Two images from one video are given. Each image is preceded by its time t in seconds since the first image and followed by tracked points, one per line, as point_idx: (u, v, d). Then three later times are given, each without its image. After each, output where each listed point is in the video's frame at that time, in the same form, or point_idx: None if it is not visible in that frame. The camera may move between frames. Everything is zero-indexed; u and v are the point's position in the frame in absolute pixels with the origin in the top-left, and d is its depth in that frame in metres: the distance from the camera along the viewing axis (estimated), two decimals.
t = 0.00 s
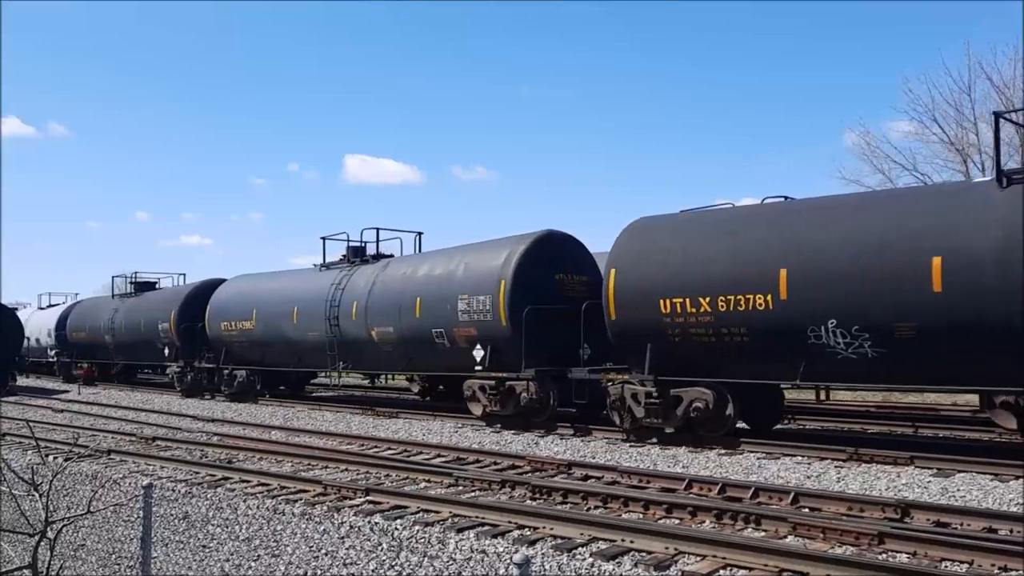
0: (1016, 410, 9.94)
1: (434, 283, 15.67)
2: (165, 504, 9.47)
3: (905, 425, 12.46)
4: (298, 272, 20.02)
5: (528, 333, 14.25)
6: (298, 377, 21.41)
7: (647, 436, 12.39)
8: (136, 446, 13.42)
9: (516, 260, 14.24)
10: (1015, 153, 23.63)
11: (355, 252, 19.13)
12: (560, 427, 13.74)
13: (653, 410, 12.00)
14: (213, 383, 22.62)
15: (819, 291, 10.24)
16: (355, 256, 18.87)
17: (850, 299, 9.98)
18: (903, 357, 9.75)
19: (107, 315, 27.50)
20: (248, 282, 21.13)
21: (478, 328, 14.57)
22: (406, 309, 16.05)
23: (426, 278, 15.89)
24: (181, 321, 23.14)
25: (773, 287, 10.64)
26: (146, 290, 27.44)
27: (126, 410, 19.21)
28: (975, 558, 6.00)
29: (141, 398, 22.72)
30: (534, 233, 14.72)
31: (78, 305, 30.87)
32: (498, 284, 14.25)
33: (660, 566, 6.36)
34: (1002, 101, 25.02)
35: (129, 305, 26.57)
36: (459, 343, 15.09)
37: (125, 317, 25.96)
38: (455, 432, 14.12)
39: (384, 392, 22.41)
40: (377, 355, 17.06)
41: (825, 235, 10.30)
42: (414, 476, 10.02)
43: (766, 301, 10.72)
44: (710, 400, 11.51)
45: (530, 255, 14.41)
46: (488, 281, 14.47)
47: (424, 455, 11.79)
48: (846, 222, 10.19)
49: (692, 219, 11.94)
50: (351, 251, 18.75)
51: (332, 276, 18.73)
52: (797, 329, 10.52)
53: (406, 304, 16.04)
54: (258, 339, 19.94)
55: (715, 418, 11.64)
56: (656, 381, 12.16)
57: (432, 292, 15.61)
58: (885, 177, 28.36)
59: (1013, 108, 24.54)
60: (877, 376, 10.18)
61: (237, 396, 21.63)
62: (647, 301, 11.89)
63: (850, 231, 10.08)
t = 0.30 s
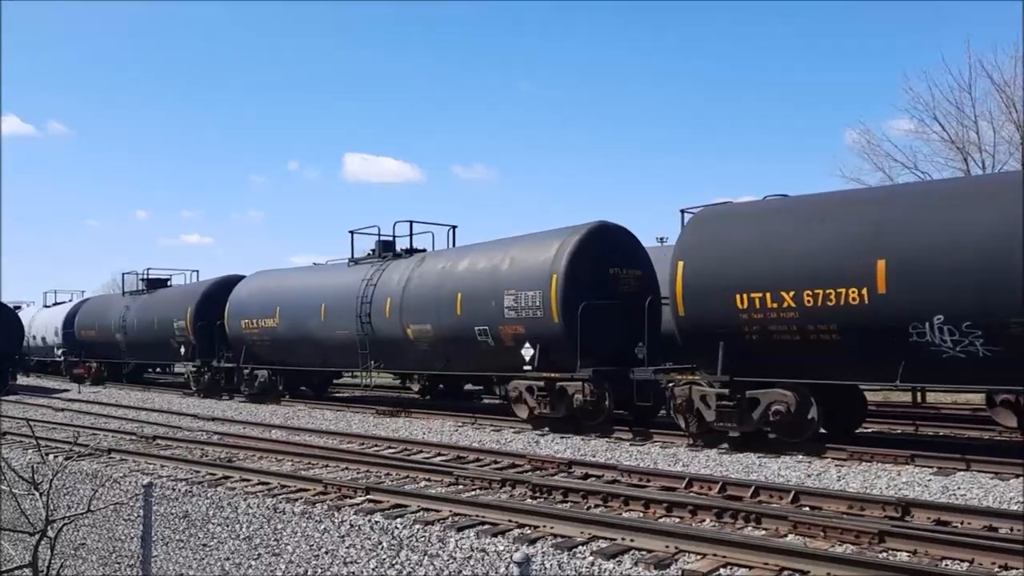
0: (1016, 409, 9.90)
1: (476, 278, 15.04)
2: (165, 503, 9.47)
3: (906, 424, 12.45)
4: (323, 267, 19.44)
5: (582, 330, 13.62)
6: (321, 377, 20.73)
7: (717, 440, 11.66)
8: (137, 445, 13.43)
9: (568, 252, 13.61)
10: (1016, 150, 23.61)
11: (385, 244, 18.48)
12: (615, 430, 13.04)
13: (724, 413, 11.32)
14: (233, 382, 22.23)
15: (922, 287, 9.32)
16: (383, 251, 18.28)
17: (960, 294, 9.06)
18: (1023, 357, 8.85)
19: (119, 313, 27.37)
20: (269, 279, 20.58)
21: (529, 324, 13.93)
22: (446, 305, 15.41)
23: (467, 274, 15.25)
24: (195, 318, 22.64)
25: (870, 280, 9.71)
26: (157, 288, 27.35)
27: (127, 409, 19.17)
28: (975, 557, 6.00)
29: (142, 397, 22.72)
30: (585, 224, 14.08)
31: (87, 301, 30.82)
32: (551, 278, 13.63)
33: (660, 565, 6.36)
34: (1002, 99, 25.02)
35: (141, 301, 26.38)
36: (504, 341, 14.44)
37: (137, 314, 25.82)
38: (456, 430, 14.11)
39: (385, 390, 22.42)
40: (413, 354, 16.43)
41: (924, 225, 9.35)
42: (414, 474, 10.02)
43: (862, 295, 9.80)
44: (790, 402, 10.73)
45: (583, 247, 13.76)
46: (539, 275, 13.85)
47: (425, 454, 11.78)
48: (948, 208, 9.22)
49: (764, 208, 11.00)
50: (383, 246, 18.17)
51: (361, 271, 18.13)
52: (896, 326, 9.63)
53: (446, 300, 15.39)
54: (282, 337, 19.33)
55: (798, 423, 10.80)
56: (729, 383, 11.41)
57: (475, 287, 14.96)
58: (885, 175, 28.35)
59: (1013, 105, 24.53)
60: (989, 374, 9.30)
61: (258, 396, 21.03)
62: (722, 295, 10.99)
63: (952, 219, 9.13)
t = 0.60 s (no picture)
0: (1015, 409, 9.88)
1: (525, 273, 14.37)
2: (165, 502, 9.47)
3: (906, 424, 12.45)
4: (357, 263, 18.82)
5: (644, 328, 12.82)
6: (347, 377, 20.06)
7: (797, 447, 10.91)
8: (137, 444, 13.44)
9: (628, 246, 12.87)
10: (1016, 150, 23.61)
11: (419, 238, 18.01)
12: (679, 436, 12.29)
13: (808, 418, 10.49)
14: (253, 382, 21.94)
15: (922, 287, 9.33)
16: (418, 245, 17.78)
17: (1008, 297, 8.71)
18: None
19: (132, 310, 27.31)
20: (294, 276, 20.04)
21: (585, 322, 13.22)
22: (492, 302, 14.79)
23: (514, 268, 14.60)
24: (214, 317, 22.39)
25: (984, 273, 8.85)
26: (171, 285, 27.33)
27: (127, 409, 19.13)
28: (976, 556, 6.01)
29: (143, 397, 22.71)
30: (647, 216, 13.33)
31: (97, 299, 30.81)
32: (608, 273, 12.92)
33: (660, 564, 6.37)
34: (1002, 99, 25.03)
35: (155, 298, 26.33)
36: (556, 340, 13.78)
37: (150, 312, 25.76)
38: (456, 430, 14.10)
39: (385, 390, 22.43)
40: (454, 353, 15.80)
41: (927, 224, 9.31)
42: (414, 474, 10.03)
43: (975, 289, 8.95)
44: (887, 407, 9.87)
45: (645, 240, 12.98)
46: (594, 270, 13.17)
47: (425, 453, 11.78)
48: (950, 207, 9.18)
49: (821, 197, 10.43)
50: (419, 241, 17.72)
51: (397, 266, 17.53)
52: (1016, 323, 8.77)
53: (491, 296, 14.76)
54: (311, 335, 18.83)
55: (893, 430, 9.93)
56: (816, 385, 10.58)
57: (524, 282, 14.29)
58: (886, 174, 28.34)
59: (1014, 104, 24.54)
60: None
61: (282, 398, 20.48)
62: (811, 288, 10.19)
63: (960, 220, 9.07)
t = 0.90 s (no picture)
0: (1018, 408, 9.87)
1: (577, 267, 13.78)
2: (165, 503, 9.47)
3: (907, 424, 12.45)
4: (389, 258, 18.32)
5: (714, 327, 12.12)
6: (374, 379, 19.78)
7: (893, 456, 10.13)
8: (137, 445, 13.44)
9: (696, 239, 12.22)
10: (1016, 150, 23.61)
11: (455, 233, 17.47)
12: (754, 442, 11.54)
13: (908, 424, 9.68)
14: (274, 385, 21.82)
15: (928, 287, 9.28)
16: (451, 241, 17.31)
17: None
18: None
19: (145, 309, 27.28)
20: (319, 273, 19.61)
21: (648, 319, 12.59)
22: (540, 298, 14.23)
23: (566, 262, 14.01)
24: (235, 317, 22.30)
25: None
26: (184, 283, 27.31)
27: (128, 409, 19.10)
28: (976, 556, 6.01)
29: (143, 397, 22.71)
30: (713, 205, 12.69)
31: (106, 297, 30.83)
32: (674, 267, 12.29)
33: (660, 564, 6.37)
34: (1002, 99, 25.06)
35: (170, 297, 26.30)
36: (615, 339, 13.21)
37: (165, 310, 25.73)
38: (456, 430, 14.10)
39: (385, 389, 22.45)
40: (499, 353, 15.30)
41: (931, 223, 9.29)
42: (414, 474, 10.03)
43: None
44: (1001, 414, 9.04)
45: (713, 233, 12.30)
46: (658, 264, 12.56)
47: (425, 453, 11.78)
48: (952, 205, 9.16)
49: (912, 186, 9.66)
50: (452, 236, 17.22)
51: (432, 261, 17.03)
52: None
53: (541, 291, 14.18)
54: (337, 335, 18.39)
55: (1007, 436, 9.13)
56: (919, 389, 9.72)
57: (578, 277, 13.70)
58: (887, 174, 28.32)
59: (1014, 104, 24.55)
60: None
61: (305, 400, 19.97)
62: (912, 283, 9.39)
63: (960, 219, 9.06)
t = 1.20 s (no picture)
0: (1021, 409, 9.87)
1: (637, 263, 13.26)
2: (166, 504, 9.47)
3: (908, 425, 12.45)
4: (427, 256, 17.99)
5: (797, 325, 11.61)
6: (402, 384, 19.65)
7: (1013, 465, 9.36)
8: (138, 446, 13.44)
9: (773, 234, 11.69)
10: (1016, 150, 23.63)
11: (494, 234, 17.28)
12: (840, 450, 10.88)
13: None
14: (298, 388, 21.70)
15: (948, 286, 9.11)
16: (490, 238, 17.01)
17: None
18: None
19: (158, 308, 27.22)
20: (350, 274, 19.38)
21: (723, 319, 12.04)
22: (595, 297, 13.79)
23: (626, 258, 13.48)
24: (256, 317, 22.23)
25: None
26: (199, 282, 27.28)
27: (129, 410, 19.10)
28: (976, 557, 6.01)
29: (145, 398, 22.72)
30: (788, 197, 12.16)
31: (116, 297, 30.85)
32: (752, 264, 11.74)
33: (661, 565, 6.36)
34: (1002, 100, 25.07)
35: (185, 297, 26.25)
36: (679, 340, 12.70)
37: (179, 310, 25.71)
38: (456, 431, 14.12)
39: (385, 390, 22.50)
40: (548, 355, 14.91)
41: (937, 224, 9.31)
42: (414, 475, 10.03)
43: None
44: None
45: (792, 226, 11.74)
46: (730, 260, 12.04)
47: (426, 454, 11.79)
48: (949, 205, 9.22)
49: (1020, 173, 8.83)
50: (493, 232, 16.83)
51: (472, 260, 16.73)
52: None
53: (597, 289, 13.72)
54: (370, 335, 18.19)
55: None
56: None
57: (639, 275, 13.17)
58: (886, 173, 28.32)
59: (1013, 105, 24.57)
60: None
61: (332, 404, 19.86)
62: None
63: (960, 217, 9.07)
